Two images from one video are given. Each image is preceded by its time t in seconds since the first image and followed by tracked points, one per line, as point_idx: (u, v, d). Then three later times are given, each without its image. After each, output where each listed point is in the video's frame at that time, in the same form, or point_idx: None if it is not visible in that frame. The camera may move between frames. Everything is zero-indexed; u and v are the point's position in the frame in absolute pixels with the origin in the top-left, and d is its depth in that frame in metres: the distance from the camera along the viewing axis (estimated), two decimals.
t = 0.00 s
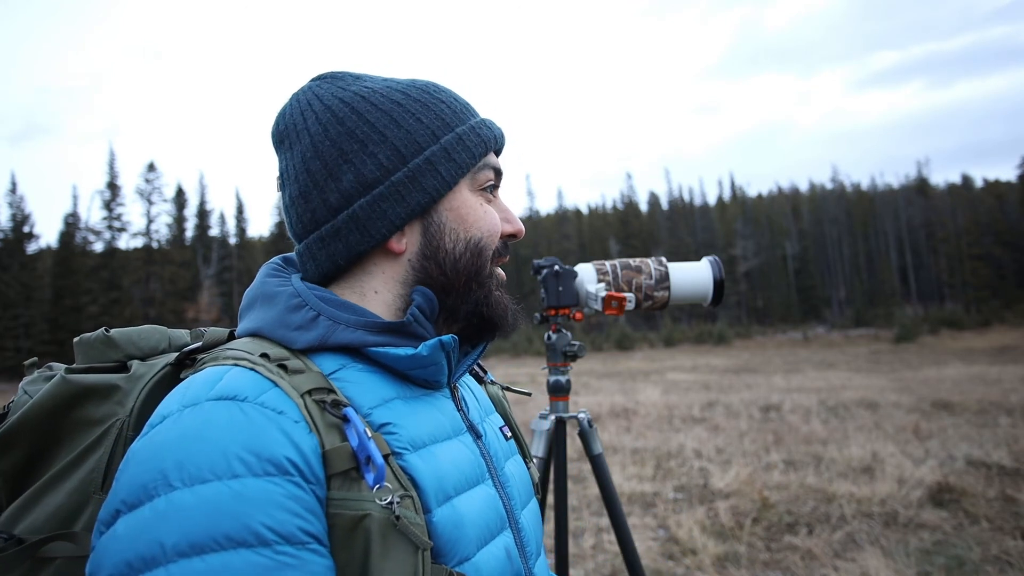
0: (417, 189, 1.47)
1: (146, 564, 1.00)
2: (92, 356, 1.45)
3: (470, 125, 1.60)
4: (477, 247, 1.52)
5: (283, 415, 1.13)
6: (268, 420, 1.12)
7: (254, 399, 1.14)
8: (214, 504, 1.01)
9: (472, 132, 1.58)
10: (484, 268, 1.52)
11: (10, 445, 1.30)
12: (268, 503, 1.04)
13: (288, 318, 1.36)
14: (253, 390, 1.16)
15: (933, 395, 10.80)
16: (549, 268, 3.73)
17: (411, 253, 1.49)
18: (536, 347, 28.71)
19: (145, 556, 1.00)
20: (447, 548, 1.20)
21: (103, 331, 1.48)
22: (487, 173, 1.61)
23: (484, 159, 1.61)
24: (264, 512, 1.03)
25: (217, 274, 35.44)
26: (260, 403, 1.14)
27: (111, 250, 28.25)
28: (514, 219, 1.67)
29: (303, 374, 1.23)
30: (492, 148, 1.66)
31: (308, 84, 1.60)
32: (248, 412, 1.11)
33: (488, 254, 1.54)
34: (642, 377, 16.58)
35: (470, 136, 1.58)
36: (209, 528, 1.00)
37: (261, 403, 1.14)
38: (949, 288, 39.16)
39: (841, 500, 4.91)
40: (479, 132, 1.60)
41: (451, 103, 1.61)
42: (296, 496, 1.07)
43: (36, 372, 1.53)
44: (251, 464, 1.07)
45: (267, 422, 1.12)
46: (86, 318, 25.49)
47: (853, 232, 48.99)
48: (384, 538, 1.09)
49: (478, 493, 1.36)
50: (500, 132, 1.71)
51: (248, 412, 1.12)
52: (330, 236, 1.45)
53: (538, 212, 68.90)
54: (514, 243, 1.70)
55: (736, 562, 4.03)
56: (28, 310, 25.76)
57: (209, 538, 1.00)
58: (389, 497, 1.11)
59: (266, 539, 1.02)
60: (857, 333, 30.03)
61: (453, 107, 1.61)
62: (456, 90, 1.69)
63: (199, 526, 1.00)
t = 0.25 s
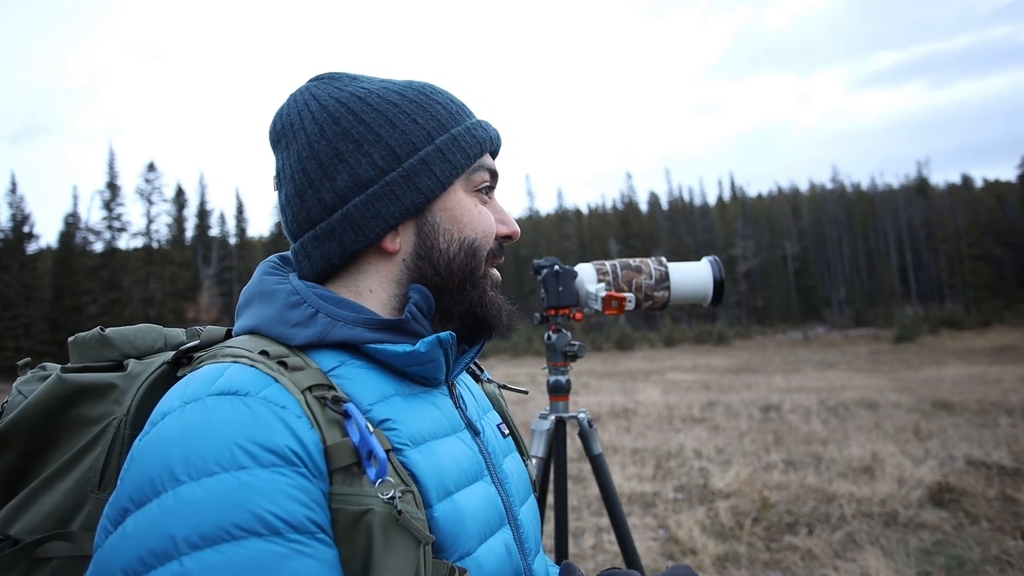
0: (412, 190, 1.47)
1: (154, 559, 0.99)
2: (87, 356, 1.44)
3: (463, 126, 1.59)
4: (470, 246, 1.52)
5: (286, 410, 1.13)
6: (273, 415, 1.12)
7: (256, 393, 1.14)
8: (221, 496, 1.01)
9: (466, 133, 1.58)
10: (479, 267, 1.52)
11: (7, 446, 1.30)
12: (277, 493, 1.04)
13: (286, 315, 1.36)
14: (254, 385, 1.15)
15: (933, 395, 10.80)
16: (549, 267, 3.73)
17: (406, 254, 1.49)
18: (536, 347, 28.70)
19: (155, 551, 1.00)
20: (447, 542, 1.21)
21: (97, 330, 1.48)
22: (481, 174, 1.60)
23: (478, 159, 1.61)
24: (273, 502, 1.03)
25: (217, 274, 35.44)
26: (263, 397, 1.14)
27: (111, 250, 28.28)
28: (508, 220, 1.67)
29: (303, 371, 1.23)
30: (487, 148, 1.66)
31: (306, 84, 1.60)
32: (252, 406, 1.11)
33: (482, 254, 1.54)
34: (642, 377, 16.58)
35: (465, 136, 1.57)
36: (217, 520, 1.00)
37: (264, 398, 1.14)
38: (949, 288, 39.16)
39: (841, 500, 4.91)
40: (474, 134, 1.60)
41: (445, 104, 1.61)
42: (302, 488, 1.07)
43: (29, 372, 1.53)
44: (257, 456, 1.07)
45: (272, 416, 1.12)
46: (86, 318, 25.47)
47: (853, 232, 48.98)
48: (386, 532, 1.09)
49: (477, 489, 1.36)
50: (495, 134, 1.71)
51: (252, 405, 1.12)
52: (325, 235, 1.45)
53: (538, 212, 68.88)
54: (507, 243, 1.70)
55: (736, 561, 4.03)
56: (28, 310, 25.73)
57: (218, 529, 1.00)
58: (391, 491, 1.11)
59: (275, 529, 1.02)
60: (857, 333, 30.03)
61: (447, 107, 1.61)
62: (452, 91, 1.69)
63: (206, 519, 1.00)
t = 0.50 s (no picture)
0: (402, 189, 1.47)
1: (159, 551, 0.99)
2: (85, 355, 1.45)
3: (454, 125, 1.59)
4: (462, 244, 1.52)
5: (284, 404, 1.13)
6: (272, 408, 1.12)
7: (254, 389, 1.14)
8: (222, 487, 1.02)
9: (457, 132, 1.58)
10: (471, 265, 1.52)
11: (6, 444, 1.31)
12: (277, 486, 1.04)
13: (283, 311, 1.36)
14: (252, 380, 1.15)
15: (933, 395, 10.80)
16: (549, 268, 3.73)
17: (396, 253, 1.50)
18: (536, 346, 28.68)
19: (159, 543, 0.99)
20: (446, 538, 1.21)
21: (95, 330, 1.48)
22: (474, 172, 1.60)
23: (471, 158, 1.60)
24: (273, 493, 1.04)
25: (217, 274, 35.44)
26: (261, 392, 1.14)
27: (111, 250, 28.28)
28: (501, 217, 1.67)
29: (301, 367, 1.23)
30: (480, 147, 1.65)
31: (300, 84, 1.60)
32: (251, 401, 1.12)
33: (474, 254, 1.54)
34: (642, 377, 16.58)
35: (456, 135, 1.57)
36: (218, 511, 1.00)
37: (262, 392, 1.14)
38: (949, 288, 39.15)
39: (840, 500, 4.91)
40: (466, 132, 1.59)
41: (437, 102, 1.61)
42: (303, 481, 1.07)
43: (27, 373, 1.53)
44: (256, 448, 1.07)
45: (269, 409, 1.12)
46: (86, 318, 25.46)
47: (853, 232, 48.97)
48: (384, 526, 1.09)
49: (474, 486, 1.36)
50: (489, 134, 1.71)
51: (251, 399, 1.12)
52: (318, 234, 1.45)
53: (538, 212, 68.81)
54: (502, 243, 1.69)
55: (736, 562, 4.03)
56: (28, 310, 25.70)
57: (220, 520, 1.00)
58: (389, 487, 1.11)
59: (277, 519, 1.02)
60: (857, 333, 30.03)
61: (439, 106, 1.60)
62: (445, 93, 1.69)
63: (209, 510, 1.00)
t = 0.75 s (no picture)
0: (392, 188, 1.46)
1: (155, 553, 0.99)
2: (88, 356, 1.45)
3: (451, 123, 1.58)
4: (456, 245, 1.50)
5: (281, 407, 1.13)
6: (270, 411, 1.12)
7: (252, 390, 1.14)
8: (219, 489, 1.01)
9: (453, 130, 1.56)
10: (468, 265, 1.50)
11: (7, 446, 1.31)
12: (273, 487, 1.04)
13: (281, 313, 1.36)
14: (250, 382, 1.15)
15: (933, 395, 10.80)
16: (549, 268, 3.73)
17: (390, 253, 1.49)
18: (536, 346, 28.66)
19: (157, 545, 0.99)
20: (444, 539, 1.22)
21: (97, 331, 1.48)
22: (471, 172, 1.58)
23: (469, 157, 1.58)
24: (269, 494, 1.04)
25: (217, 274, 35.44)
26: (259, 393, 1.14)
27: (111, 250, 28.27)
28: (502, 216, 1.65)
29: (299, 369, 1.23)
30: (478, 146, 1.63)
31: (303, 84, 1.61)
32: (248, 402, 1.11)
33: (469, 255, 1.52)
34: (642, 377, 16.57)
35: (452, 134, 1.56)
36: (215, 513, 1.00)
37: (260, 395, 1.14)
38: (949, 288, 39.11)
39: (841, 500, 4.91)
40: (464, 131, 1.58)
41: (435, 101, 1.59)
42: (299, 483, 1.07)
43: (28, 373, 1.53)
44: (253, 449, 1.07)
45: (266, 411, 1.12)
46: (86, 318, 25.45)
47: (853, 232, 48.94)
48: (381, 529, 1.09)
49: (472, 488, 1.36)
50: (490, 133, 1.69)
51: (249, 401, 1.12)
52: (314, 231, 1.46)
53: (539, 212, 68.72)
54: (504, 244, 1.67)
55: (736, 561, 4.03)
56: (28, 310, 25.68)
57: (216, 522, 1.00)
58: (386, 489, 1.12)
59: (273, 521, 1.02)
60: (857, 333, 30.01)
61: (437, 105, 1.59)
62: (446, 92, 1.68)
63: (206, 510, 1.00)
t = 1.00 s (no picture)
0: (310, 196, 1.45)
1: (144, 549, 0.99)
2: (95, 354, 1.45)
3: (373, 118, 1.41)
4: (368, 253, 1.37)
5: (273, 404, 1.14)
6: (262, 408, 1.12)
7: (245, 388, 1.14)
8: (211, 485, 1.01)
9: (368, 126, 1.40)
10: (382, 275, 1.37)
11: (12, 443, 1.31)
12: (264, 483, 1.04)
13: (274, 315, 1.37)
14: (244, 379, 1.16)
15: (933, 395, 10.80)
16: (549, 267, 3.73)
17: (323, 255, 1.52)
18: (536, 346, 28.67)
19: (148, 541, 0.99)
20: (437, 539, 1.22)
21: (104, 331, 1.48)
22: (392, 170, 1.39)
23: (389, 153, 1.40)
24: (260, 490, 1.03)
25: (217, 274, 35.42)
26: (251, 391, 1.14)
27: (111, 250, 28.27)
28: (446, 214, 1.40)
29: (294, 368, 1.24)
30: (410, 139, 1.42)
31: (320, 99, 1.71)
32: (241, 399, 1.11)
33: (384, 264, 1.37)
34: (642, 377, 16.57)
35: (364, 130, 1.39)
36: (207, 507, 0.99)
37: (252, 392, 1.14)
38: (949, 288, 39.11)
39: (841, 500, 4.91)
40: (382, 124, 1.39)
41: (368, 96, 1.45)
42: (290, 480, 1.07)
43: (37, 375, 1.54)
44: (245, 445, 1.06)
45: (258, 409, 1.12)
46: (86, 318, 25.46)
47: (853, 232, 48.93)
48: (373, 528, 1.09)
49: (468, 489, 1.36)
50: (440, 120, 1.44)
51: (241, 398, 1.12)
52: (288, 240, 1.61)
53: (539, 212, 68.69)
54: (459, 252, 1.43)
55: (736, 561, 4.03)
56: (28, 310, 25.69)
57: (206, 517, 0.99)
58: (378, 487, 1.12)
59: (262, 516, 1.02)
60: (857, 333, 30.04)
61: (371, 98, 1.45)
62: (407, 80, 1.51)
63: (196, 508, 0.99)
